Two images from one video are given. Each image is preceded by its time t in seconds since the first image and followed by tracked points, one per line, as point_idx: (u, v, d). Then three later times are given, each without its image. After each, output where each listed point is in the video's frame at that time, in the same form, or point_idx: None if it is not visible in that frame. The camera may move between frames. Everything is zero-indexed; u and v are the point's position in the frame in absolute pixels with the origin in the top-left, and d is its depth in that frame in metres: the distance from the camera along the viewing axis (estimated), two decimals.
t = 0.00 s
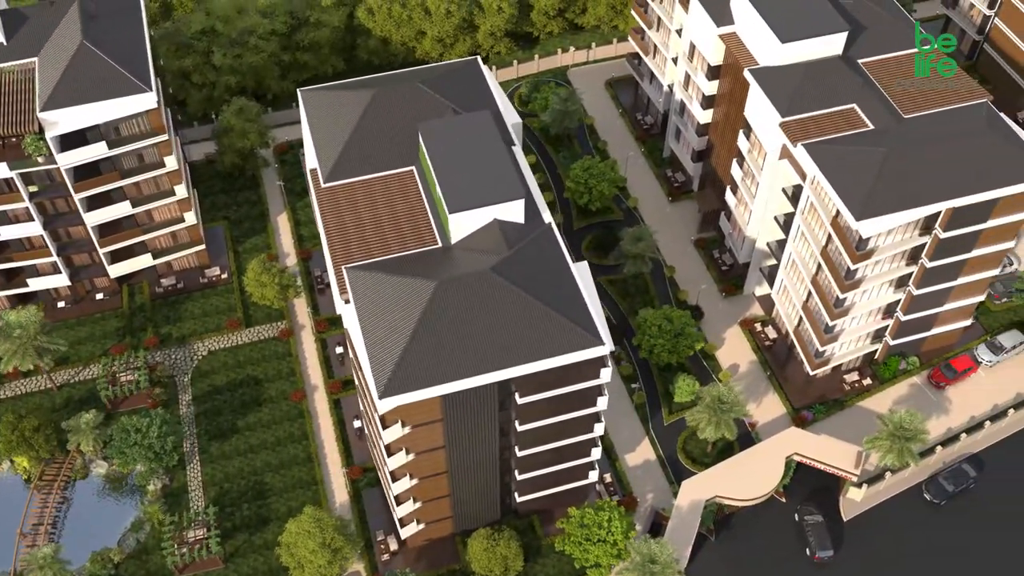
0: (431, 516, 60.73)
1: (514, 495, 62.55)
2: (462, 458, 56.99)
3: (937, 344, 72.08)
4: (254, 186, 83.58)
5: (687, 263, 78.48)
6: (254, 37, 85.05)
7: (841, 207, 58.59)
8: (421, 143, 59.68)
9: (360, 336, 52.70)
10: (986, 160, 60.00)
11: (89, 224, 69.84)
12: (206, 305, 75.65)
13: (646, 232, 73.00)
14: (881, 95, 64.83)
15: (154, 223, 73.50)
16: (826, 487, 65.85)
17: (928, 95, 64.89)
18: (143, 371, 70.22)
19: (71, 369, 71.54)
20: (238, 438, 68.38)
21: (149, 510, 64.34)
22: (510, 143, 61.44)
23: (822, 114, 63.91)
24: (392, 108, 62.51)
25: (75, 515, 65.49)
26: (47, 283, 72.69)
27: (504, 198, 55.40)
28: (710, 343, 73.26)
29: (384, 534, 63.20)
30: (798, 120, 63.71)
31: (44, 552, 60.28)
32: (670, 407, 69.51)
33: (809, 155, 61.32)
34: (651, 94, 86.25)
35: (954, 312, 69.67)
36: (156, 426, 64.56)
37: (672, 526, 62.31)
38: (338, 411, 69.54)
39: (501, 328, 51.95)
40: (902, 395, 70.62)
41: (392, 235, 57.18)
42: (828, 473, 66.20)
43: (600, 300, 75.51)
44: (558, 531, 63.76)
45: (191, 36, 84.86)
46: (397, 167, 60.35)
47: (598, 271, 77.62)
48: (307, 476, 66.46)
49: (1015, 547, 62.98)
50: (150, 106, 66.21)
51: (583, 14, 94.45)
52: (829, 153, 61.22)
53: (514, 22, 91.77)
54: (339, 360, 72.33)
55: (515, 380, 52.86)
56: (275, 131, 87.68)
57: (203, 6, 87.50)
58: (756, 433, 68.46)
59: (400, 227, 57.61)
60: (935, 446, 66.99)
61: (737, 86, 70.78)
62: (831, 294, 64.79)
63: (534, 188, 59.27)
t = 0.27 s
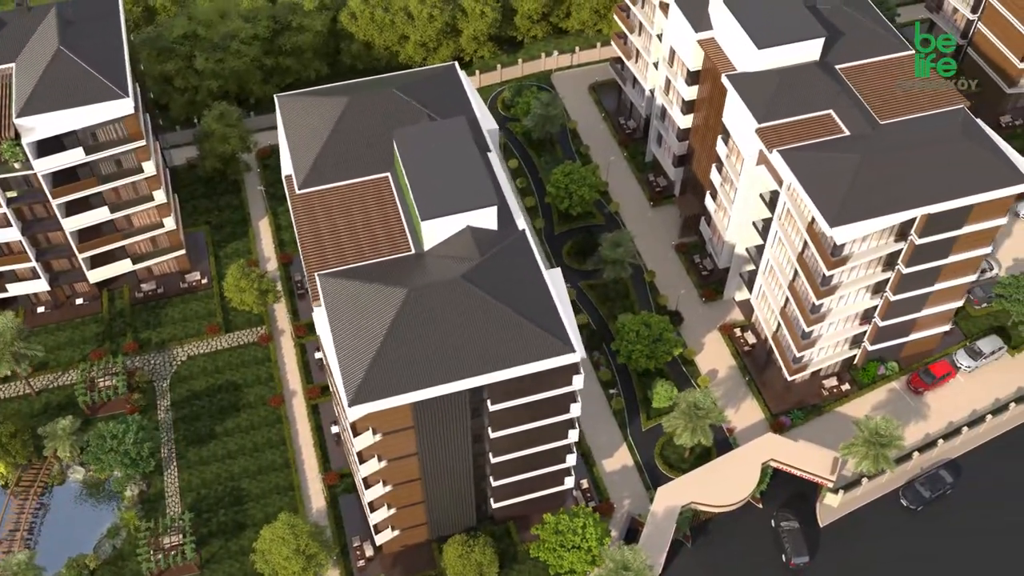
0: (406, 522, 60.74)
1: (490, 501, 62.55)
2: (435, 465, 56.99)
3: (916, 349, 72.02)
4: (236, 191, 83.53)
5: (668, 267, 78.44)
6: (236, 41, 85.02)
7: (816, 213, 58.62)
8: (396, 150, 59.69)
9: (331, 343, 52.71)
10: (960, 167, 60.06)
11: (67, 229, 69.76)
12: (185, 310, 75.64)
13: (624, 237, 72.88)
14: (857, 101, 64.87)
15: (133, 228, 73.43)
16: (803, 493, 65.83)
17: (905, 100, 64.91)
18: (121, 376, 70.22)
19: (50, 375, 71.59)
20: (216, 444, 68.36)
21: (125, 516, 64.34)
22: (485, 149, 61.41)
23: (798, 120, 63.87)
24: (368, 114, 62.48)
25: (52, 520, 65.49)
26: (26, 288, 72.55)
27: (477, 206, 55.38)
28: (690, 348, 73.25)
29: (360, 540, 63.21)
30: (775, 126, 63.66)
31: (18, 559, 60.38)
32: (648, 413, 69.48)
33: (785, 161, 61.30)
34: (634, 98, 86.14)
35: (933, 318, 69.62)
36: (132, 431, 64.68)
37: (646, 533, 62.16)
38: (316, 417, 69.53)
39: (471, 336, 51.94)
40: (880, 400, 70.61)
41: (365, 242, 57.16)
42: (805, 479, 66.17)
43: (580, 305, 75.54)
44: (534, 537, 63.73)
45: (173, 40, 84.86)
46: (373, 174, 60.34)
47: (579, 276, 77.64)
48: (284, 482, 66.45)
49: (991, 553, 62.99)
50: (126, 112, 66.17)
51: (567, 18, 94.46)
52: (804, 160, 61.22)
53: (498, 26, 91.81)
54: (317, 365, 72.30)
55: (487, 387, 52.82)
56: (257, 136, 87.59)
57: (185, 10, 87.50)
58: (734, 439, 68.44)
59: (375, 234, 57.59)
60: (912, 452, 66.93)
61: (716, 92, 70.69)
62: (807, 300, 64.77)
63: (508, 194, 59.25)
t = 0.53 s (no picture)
0: (381, 528, 60.74)
1: (465, 507, 62.56)
2: (409, 472, 56.97)
3: (896, 354, 72.01)
4: (218, 196, 83.52)
5: (648, 272, 78.45)
6: (218, 46, 85.08)
7: (790, 220, 58.63)
8: (370, 156, 59.72)
9: (302, 350, 52.73)
10: (935, 173, 60.05)
11: (45, 235, 69.80)
12: (165, 315, 75.67)
13: (604, 243, 72.95)
14: (834, 107, 64.90)
15: (112, 233, 73.46)
16: (780, 498, 65.85)
17: (881, 106, 64.93)
18: (99, 381, 70.23)
19: (29, 380, 71.61)
20: (194, 449, 68.35)
21: (102, 522, 64.34)
22: (462, 155, 61.28)
23: (774, 126, 63.89)
24: (344, 121, 62.50)
25: (29, 526, 65.48)
26: (5, 293, 72.34)
27: (449, 212, 55.40)
28: (669, 353, 73.24)
29: (336, 546, 63.22)
30: (751, 132, 63.66)
31: None
32: (626, 418, 69.47)
33: (760, 167, 61.33)
34: (616, 103, 86.07)
35: (911, 323, 69.58)
36: (109, 437, 64.87)
37: (621, 539, 61.93)
38: (294, 423, 69.52)
39: (442, 343, 51.98)
40: (859, 406, 70.62)
41: (339, 249, 57.18)
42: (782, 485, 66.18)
43: (560, 310, 75.58)
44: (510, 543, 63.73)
45: (155, 45, 84.93)
46: (347, 180, 60.36)
47: (559, 281, 77.67)
48: (261, 488, 66.46)
49: (967, 560, 62.97)
50: (103, 118, 66.17)
51: (551, 22, 94.53)
52: (780, 166, 61.24)
53: (481, 30, 91.90)
54: (296, 371, 72.29)
55: (458, 395, 52.81)
56: (239, 141, 87.62)
57: (168, 15, 87.56)
58: (712, 445, 68.44)
59: (348, 241, 57.60)
60: (889, 457, 67.08)
61: (694, 97, 70.69)
62: (784, 306, 64.78)
63: (483, 201, 59.22)
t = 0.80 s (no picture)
0: (360, 533, 60.73)
1: (445, 512, 62.54)
2: (387, 477, 56.95)
3: (878, 358, 72.04)
4: (202, 199, 83.49)
5: (632, 276, 78.45)
6: (202, 50, 85.05)
7: (769, 226, 58.63)
8: (348, 161, 59.72)
9: (278, 356, 52.70)
10: (914, 179, 60.08)
11: (27, 239, 69.76)
12: (148, 320, 75.63)
13: (586, 247, 73.19)
14: (813, 112, 64.91)
15: (95, 238, 73.41)
16: (761, 503, 65.84)
17: (861, 111, 64.95)
18: (80, 386, 70.20)
19: (11, 385, 71.59)
20: (175, 454, 68.32)
21: (82, 527, 64.34)
22: (441, 161, 61.42)
23: (754, 131, 63.90)
24: (323, 126, 62.52)
25: (9, 531, 65.48)
26: None
27: (426, 218, 55.42)
28: (651, 357, 73.24)
29: (316, 551, 63.21)
30: (731, 137, 63.69)
31: None
32: (607, 423, 69.46)
33: (739, 173, 61.32)
34: (602, 106, 86.08)
35: (893, 328, 69.59)
36: (88, 442, 64.88)
37: (600, 544, 62.01)
38: (276, 427, 69.50)
39: (418, 349, 51.97)
40: (840, 410, 70.63)
41: (316, 255, 57.15)
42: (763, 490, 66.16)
43: (543, 314, 75.58)
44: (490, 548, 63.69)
45: (140, 48, 84.90)
46: (326, 185, 60.35)
47: (543, 285, 77.69)
48: (242, 493, 66.43)
49: (947, 565, 62.93)
50: (84, 123, 66.14)
51: (537, 25, 94.58)
52: (759, 172, 61.23)
53: (467, 33, 91.93)
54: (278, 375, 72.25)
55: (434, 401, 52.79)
56: (224, 144, 87.59)
57: (153, 19, 87.58)
58: (693, 449, 68.46)
59: (326, 246, 57.57)
60: (870, 462, 67.26)
61: (676, 102, 70.69)
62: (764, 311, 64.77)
63: (461, 206, 59.22)
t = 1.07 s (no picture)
0: (336, 539, 60.71)
1: (421, 518, 62.52)
2: (360, 484, 56.93)
3: (858, 364, 71.96)
4: (185, 204, 83.50)
5: (613, 281, 78.43)
6: (185, 54, 85.07)
7: (743, 233, 58.59)
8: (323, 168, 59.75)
9: (250, 364, 52.65)
10: (889, 185, 60.06)
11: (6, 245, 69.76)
12: (128, 325, 75.66)
13: (565, 252, 73.56)
14: (790, 118, 64.91)
15: (74, 243, 73.39)
16: (738, 509, 65.79)
17: (838, 117, 64.95)
18: (59, 392, 70.25)
19: None
20: (153, 460, 68.34)
21: (59, 533, 64.33)
22: (416, 167, 61.53)
23: (731, 137, 63.89)
24: (299, 132, 62.59)
25: None
26: None
27: (399, 225, 55.43)
28: (631, 363, 73.22)
29: (293, 557, 63.20)
30: (707, 143, 63.62)
31: None
32: (586, 428, 69.43)
33: (715, 179, 61.30)
34: (585, 111, 86.00)
35: (872, 333, 69.54)
36: (65, 449, 65.86)
37: (575, 551, 62.20)
38: (254, 433, 69.50)
39: (389, 357, 51.95)
40: (819, 416, 70.61)
41: (289, 261, 57.12)
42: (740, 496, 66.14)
43: (524, 319, 75.59)
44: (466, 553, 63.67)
45: (123, 53, 84.93)
46: (302, 192, 60.35)
47: (523, 290, 77.70)
48: (220, 499, 66.42)
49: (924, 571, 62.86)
50: (61, 128, 66.13)
51: (522, 29, 94.61)
52: (734, 178, 61.20)
53: (451, 38, 91.97)
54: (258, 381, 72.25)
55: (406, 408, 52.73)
56: (207, 149, 87.61)
57: (136, 24, 87.65)
58: (671, 454, 68.37)
59: (300, 253, 57.54)
60: (847, 468, 67.11)
61: (655, 107, 70.67)
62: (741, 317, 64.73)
63: (436, 213, 59.23)
